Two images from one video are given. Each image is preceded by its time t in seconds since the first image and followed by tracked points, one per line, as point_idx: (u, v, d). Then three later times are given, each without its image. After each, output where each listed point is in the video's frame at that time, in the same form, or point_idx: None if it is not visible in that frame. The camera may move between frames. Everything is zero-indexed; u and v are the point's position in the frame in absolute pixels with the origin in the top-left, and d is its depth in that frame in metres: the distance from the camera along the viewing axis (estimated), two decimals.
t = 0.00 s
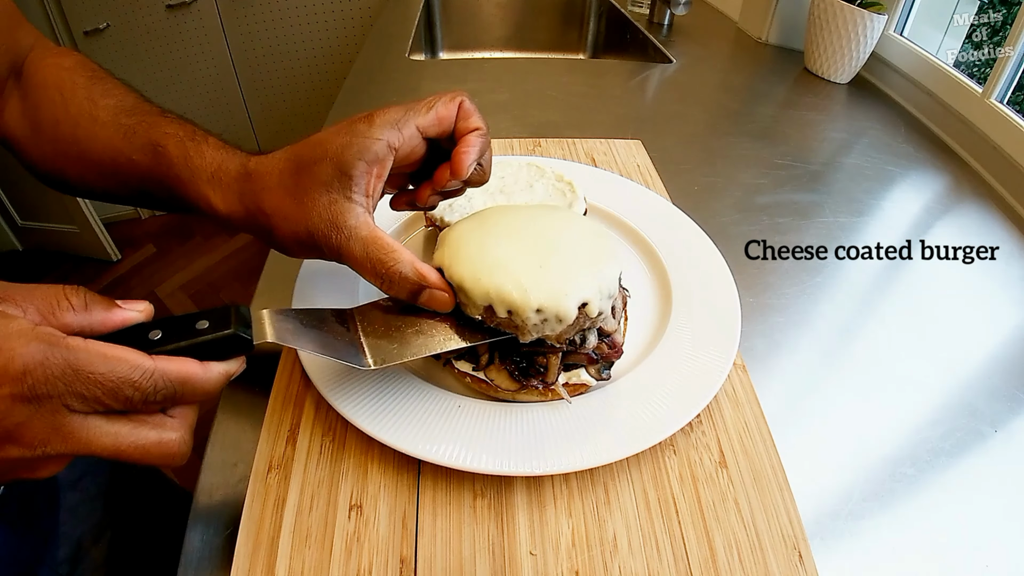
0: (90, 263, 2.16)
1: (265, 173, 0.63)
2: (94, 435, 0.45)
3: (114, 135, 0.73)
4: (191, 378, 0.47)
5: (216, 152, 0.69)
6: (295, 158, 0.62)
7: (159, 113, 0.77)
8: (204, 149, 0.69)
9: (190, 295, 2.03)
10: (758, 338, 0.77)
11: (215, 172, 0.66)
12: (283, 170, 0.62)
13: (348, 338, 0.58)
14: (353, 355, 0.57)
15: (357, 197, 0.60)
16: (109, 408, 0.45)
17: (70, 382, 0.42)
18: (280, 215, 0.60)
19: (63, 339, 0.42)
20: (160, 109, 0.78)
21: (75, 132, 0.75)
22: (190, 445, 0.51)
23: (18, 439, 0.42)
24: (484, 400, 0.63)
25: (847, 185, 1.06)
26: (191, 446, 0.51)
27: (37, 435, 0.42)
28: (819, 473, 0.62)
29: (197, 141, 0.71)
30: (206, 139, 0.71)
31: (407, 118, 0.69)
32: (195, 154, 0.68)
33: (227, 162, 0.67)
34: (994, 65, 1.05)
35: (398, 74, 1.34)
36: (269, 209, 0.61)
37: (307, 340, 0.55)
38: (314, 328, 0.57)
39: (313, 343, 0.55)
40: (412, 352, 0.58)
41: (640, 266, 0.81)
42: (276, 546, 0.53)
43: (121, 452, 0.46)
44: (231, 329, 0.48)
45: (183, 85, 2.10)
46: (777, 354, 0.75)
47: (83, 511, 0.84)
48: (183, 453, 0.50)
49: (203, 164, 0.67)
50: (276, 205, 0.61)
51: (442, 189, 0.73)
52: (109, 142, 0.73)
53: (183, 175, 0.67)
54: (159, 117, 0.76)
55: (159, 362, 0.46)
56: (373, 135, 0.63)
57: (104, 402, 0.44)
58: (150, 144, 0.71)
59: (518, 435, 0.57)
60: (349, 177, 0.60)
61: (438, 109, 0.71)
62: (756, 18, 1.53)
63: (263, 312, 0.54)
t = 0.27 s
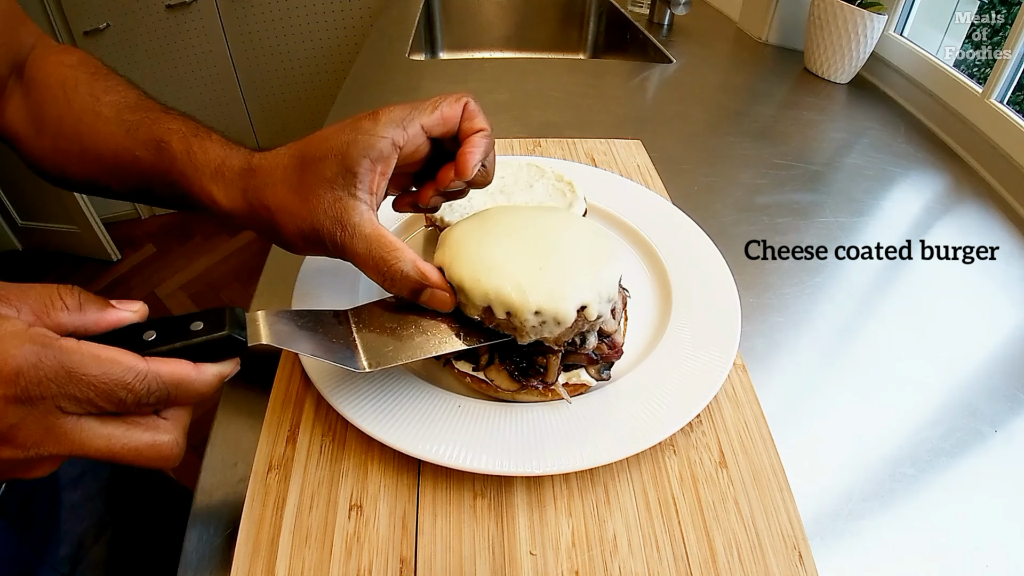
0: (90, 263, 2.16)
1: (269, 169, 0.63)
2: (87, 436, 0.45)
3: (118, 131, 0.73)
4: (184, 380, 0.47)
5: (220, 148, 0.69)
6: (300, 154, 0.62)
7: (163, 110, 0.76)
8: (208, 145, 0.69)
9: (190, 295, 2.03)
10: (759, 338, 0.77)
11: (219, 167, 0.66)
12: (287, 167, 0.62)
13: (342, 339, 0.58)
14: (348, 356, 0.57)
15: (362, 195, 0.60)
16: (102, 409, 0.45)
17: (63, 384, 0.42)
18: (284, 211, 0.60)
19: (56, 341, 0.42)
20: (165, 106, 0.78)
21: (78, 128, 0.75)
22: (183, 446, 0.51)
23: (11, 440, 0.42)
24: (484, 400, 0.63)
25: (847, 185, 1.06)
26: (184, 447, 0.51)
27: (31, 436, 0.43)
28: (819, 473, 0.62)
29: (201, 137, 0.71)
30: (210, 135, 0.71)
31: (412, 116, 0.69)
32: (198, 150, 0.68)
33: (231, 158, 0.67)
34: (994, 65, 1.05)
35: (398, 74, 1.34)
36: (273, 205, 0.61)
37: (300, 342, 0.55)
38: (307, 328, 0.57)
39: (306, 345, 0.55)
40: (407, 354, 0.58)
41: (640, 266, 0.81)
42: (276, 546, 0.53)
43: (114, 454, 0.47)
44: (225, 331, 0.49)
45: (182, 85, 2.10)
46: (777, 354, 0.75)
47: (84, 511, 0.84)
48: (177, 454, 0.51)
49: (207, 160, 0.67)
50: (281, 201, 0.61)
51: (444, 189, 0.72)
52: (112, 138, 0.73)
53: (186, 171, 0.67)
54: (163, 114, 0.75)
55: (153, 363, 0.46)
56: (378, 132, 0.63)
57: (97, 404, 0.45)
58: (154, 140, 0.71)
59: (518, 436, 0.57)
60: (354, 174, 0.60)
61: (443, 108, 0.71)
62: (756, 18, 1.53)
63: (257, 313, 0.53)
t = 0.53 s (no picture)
0: (90, 263, 2.16)
1: (271, 165, 0.63)
2: (77, 439, 0.46)
3: (120, 126, 0.73)
4: (174, 383, 0.47)
5: (222, 143, 0.69)
6: (303, 151, 0.62)
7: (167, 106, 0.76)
8: (210, 140, 0.69)
9: (190, 295, 2.03)
10: (759, 338, 0.77)
11: (221, 162, 0.66)
12: (290, 163, 0.62)
13: (334, 343, 0.58)
14: (339, 360, 0.57)
15: (364, 193, 0.60)
16: (91, 411, 0.46)
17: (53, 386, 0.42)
18: (286, 207, 0.60)
19: (45, 343, 0.42)
20: (168, 102, 0.78)
21: (81, 123, 0.75)
22: (172, 450, 0.52)
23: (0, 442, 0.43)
24: (484, 400, 0.63)
25: (847, 185, 1.06)
26: (173, 450, 0.52)
27: (20, 437, 0.43)
28: (819, 473, 0.62)
29: (204, 132, 0.71)
30: (212, 130, 0.71)
31: (417, 116, 0.69)
32: (200, 145, 0.68)
33: (234, 154, 0.67)
34: (994, 65, 1.05)
35: (398, 74, 1.34)
36: (274, 201, 0.61)
37: (291, 346, 0.55)
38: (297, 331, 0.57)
39: (297, 349, 0.55)
40: (400, 358, 0.58)
41: (640, 266, 0.81)
42: (276, 546, 0.53)
43: (103, 456, 0.48)
44: (216, 334, 0.48)
45: (183, 85, 2.10)
46: (777, 354, 0.75)
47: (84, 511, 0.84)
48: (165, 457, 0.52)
49: (209, 155, 0.67)
50: (282, 197, 0.60)
51: (447, 190, 0.73)
52: (115, 133, 0.73)
53: (188, 165, 0.67)
54: (164, 110, 0.75)
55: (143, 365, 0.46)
56: (383, 131, 0.63)
57: (86, 406, 0.45)
58: (156, 135, 0.71)
59: (518, 435, 0.57)
60: (357, 173, 0.60)
61: (448, 109, 0.71)
62: (756, 18, 1.53)
63: (248, 316, 0.54)
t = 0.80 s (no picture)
0: (90, 262, 2.16)
1: (273, 159, 0.63)
2: (61, 444, 0.46)
3: (121, 122, 0.73)
4: (158, 387, 0.47)
5: (223, 138, 0.69)
6: (305, 145, 0.62)
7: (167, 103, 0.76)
8: (210, 135, 0.69)
9: (190, 295, 2.03)
10: (759, 338, 0.77)
11: (222, 156, 0.66)
12: (292, 157, 0.62)
13: (324, 347, 0.57)
14: (328, 364, 0.56)
15: (366, 189, 0.60)
16: (75, 418, 0.46)
17: (36, 391, 0.43)
18: (287, 201, 0.60)
19: (29, 347, 0.43)
20: (168, 99, 0.78)
21: (81, 120, 0.75)
22: (159, 456, 0.52)
23: None
24: (484, 400, 0.63)
25: (846, 185, 1.06)
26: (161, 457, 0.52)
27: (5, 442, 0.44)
28: (819, 473, 0.62)
29: (204, 127, 0.71)
30: (213, 125, 0.71)
31: (420, 114, 0.69)
32: (201, 140, 0.68)
33: (234, 148, 0.67)
34: (994, 65, 1.05)
35: (398, 74, 1.34)
36: (275, 195, 0.61)
37: (280, 351, 0.54)
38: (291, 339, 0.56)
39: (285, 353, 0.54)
40: (390, 362, 0.57)
41: (640, 266, 0.81)
42: (276, 546, 0.53)
43: (89, 463, 0.48)
44: (204, 338, 0.48)
45: (183, 86, 2.10)
46: (777, 354, 0.75)
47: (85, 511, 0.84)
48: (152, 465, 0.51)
49: (209, 150, 0.67)
50: (283, 191, 0.60)
51: (449, 190, 0.73)
52: (116, 129, 0.73)
53: (189, 160, 0.67)
54: (164, 106, 0.75)
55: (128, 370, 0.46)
56: (386, 128, 0.64)
57: (70, 412, 0.45)
58: (157, 130, 0.71)
59: (519, 435, 0.57)
60: (360, 169, 0.60)
61: (451, 108, 0.71)
62: (756, 18, 1.53)
63: (237, 321, 0.53)
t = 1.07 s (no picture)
0: (89, 262, 2.16)
1: (271, 157, 0.63)
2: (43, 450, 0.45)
3: (120, 119, 0.73)
4: (142, 393, 0.47)
5: (222, 136, 0.69)
6: (304, 144, 0.62)
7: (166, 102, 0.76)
8: (209, 132, 0.69)
9: (190, 296, 2.03)
10: (759, 338, 0.77)
11: (220, 154, 0.66)
12: (291, 155, 0.62)
13: (311, 352, 0.57)
14: (316, 370, 0.56)
15: (364, 187, 0.60)
16: (58, 424, 0.46)
17: (18, 398, 0.43)
18: (285, 199, 0.60)
19: (12, 354, 0.43)
20: (168, 97, 0.78)
21: (80, 118, 0.75)
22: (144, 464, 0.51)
23: None
24: (483, 400, 0.63)
25: (846, 185, 1.06)
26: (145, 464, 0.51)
27: None
28: (819, 473, 0.62)
29: (203, 126, 0.71)
30: (212, 123, 0.71)
31: (420, 114, 0.69)
32: (200, 137, 0.68)
33: (233, 146, 0.67)
34: (994, 65, 1.05)
35: (398, 74, 1.34)
36: (274, 192, 0.61)
37: (266, 357, 0.54)
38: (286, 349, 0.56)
39: (272, 360, 0.55)
40: (378, 368, 0.57)
41: (640, 266, 0.81)
42: (276, 546, 0.53)
43: (71, 471, 0.47)
44: (188, 344, 0.48)
45: (182, 86, 2.09)
46: (777, 353, 0.75)
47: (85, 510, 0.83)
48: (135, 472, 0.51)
49: (208, 147, 0.67)
50: (282, 189, 0.60)
51: (448, 191, 0.73)
52: (115, 127, 0.73)
53: (187, 158, 0.67)
54: (163, 104, 0.75)
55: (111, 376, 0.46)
56: (385, 127, 0.64)
57: (52, 419, 0.46)
58: (155, 128, 0.71)
59: (519, 435, 0.57)
60: (359, 167, 0.60)
61: (451, 108, 0.71)
62: (756, 18, 1.53)
63: (223, 326, 0.54)
